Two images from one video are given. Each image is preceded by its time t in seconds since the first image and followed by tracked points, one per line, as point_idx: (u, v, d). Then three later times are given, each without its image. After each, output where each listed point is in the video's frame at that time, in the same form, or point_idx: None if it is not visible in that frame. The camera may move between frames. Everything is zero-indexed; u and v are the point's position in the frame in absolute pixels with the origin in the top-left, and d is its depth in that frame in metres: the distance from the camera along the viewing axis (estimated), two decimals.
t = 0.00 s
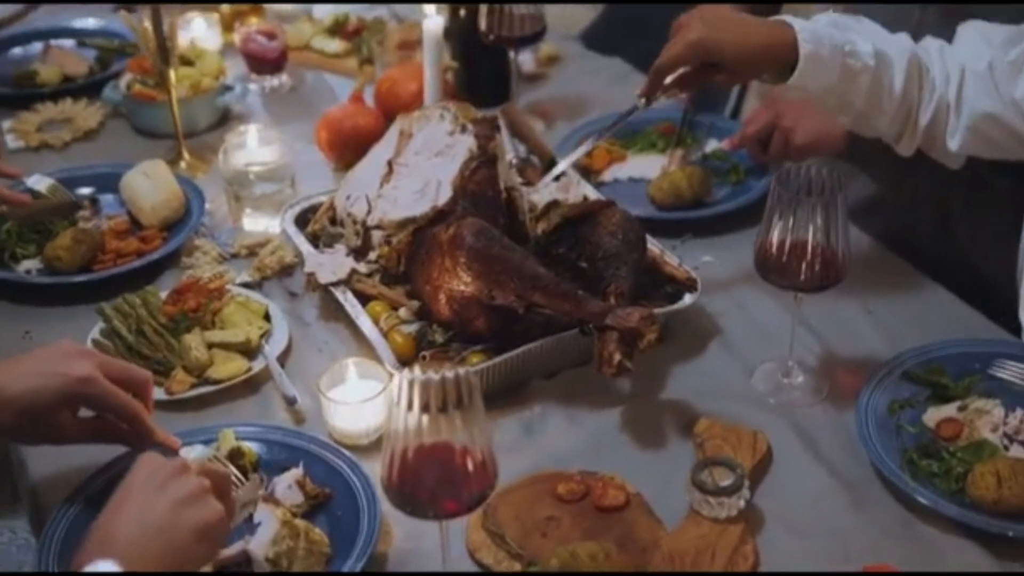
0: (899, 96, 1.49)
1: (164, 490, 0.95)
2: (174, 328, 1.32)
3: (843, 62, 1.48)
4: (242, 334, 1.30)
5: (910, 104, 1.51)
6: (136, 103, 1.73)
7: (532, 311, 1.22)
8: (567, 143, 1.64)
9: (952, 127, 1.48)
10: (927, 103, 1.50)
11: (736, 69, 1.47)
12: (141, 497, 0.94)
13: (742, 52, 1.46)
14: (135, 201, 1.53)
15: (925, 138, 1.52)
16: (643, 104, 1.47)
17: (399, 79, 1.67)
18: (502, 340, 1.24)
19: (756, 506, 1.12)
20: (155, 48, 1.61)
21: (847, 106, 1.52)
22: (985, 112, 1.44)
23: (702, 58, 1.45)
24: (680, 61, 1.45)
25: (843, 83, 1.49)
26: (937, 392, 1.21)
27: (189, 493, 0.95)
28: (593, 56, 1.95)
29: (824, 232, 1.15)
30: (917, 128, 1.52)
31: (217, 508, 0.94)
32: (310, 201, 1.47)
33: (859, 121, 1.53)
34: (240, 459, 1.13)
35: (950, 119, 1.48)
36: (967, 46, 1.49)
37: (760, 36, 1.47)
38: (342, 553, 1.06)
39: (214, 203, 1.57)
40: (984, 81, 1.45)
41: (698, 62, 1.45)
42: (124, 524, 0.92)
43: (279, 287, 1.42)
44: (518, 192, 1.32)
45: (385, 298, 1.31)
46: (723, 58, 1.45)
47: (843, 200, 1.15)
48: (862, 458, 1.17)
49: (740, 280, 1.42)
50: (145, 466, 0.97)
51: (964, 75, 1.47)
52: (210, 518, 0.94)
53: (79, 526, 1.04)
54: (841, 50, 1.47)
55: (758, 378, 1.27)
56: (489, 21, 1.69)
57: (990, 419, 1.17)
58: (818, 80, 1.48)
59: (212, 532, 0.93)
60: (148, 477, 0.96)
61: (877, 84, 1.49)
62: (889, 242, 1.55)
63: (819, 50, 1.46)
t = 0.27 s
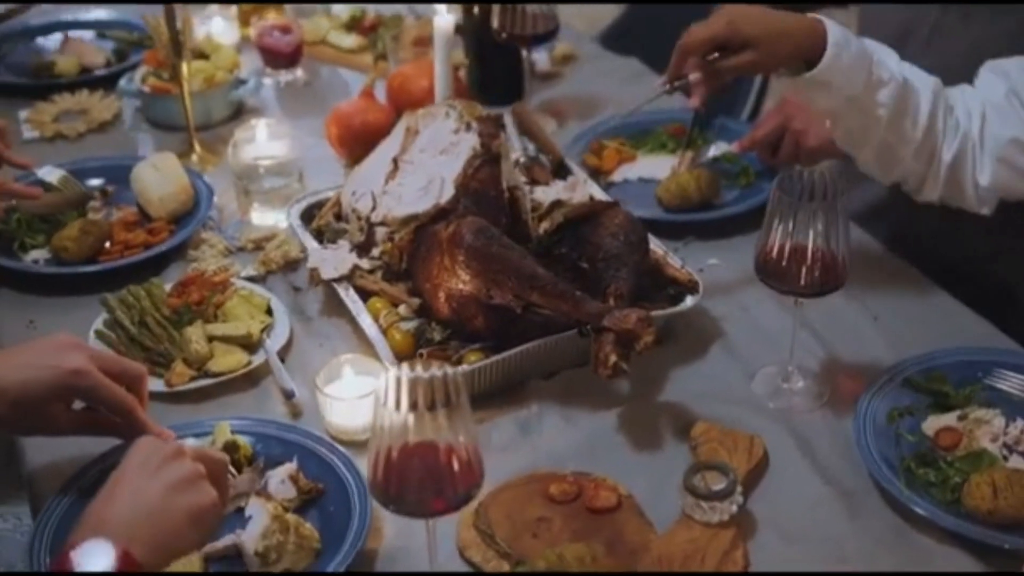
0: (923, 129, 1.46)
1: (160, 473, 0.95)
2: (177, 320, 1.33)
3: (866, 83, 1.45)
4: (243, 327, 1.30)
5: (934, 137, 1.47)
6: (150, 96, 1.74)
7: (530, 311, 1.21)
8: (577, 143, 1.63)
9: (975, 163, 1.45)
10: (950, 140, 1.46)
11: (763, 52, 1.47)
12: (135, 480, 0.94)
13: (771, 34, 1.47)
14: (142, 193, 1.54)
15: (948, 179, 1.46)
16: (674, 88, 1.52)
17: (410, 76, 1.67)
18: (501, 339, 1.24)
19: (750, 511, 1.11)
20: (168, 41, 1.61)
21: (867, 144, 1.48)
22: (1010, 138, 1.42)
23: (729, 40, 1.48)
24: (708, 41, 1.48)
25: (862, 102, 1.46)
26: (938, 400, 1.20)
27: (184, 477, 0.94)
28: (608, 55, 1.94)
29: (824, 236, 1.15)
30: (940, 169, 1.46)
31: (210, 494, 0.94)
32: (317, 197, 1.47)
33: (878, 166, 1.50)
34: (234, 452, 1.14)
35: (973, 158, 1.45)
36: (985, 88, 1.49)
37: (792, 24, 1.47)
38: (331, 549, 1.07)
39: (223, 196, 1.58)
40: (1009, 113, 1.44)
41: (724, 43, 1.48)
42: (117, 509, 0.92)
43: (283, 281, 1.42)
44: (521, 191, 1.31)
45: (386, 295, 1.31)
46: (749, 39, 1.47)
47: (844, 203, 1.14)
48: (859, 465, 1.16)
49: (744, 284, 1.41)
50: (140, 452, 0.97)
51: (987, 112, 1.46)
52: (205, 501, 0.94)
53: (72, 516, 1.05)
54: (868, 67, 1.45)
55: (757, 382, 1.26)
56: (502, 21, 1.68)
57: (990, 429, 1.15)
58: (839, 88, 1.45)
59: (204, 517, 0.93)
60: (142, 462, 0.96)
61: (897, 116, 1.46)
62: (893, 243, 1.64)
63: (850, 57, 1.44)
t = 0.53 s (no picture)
0: (956, 178, 1.42)
1: (149, 461, 0.97)
2: (184, 308, 1.34)
3: (894, 136, 1.41)
4: (249, 317, 1.31)
5: (968, 185, 1.43)
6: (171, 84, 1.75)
7: (533, 306, 1.21)
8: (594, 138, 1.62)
9: (1012, 204, 1.43)
10: (985, 185, 1.44)
11: (784, 82, 1.41)
12: (125, 467, 0.97)
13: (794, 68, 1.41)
14: (156, 181, 1.55)
15: (987, 223, 1.43)
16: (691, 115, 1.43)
17: (428, 67, 1.67)
18: (504, 333, 1.24)
19: (746, 512, 1.10)
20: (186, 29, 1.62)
21: (898, 199, 1.44)
22: None
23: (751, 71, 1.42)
24: (727, 73, 1.43)
25: (886, 152, 1.42)
26: (943, 405, 1.18)
27: (172, 466, 0.96)
28: (631, 50, 1.93)
29: (830, 238, 1.13)
30: (977, 215, 1.43)
31: (197, 482, 0.96)
32: (329, 186, 1.48)
33: (910, 223, 1.45)
34: (233, 442, 1.14)
35: (1010, 199, 1.43)
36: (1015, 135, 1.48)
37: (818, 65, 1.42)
38: (324, 539, 1.07)
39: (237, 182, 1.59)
40: None
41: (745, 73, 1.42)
42: (103, 494, 0.95)
43: (293, 271, 1.43)
44: (529, 186, 1.31)
45: (391, 287, 1.31)
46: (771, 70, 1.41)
47: (850, 204, 1.13)
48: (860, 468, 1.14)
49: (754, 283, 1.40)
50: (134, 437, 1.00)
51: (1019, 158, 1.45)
52: (192, 490, 0.96)
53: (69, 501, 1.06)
54: (895, 116, 1.41)
55: (762, 382, 1.25)
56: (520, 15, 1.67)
57: (994, 435, 1.14)
58: (864, 137, 1.41)
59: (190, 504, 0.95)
60: (133, 447, 0.98)
61: (925, 170, 1.42)
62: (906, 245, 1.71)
63: (876, 105, 1.40)
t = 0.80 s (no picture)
0: (980, 214, 1.39)
1: (120, 458, 1.03)
2: (186, 301, 1.34)
3: (912, 172, 1.40)
4: (249, 311, 1.31)
5: (992, 222, 1.40)
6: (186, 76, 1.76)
7: (529, 307, 1.21)
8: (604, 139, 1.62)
9: None
10: (1012, 222, 1.39)
11: (800, 115, 1.44)
12: (97, 465, 1.03)
13: (812, 102, 1.45)
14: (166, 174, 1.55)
15: (1015, 260, 1.39)
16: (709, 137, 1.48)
17: (440, 65, 1.67)
18: (501, 334, 1.24)
19: (735, 518, 1.09)
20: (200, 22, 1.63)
21: (920, 242, 1.41)
22: None
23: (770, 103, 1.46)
24: (747, 104, 1.47)
25: (903, 190, 1.41)
26: (940, 416, 1.17)
27: (140, 464, 1.02)
28: (648, 50, 1.92)
29: (826, 245, 1.12)
30: (1004, 252, 1.39)
31: (166, 482, 1.01)
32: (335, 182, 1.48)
33: (935, 262, 1.40)
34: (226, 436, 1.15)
35: None
36: None
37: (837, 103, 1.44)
38: (311, 535, 1.07)
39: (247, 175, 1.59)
40: None
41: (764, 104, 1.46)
42: (74, 491, 1.01)
43: (297, 266, 1.43)
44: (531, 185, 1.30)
45: (391, 284, 1.31)
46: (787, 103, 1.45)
47: (850, 211, 1.12)
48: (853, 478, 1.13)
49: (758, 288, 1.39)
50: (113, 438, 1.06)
51: None
52: (159, 489, 1.01)
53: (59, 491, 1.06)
54: (914, 153, 1.40)
55: (759, 388, 1.24)
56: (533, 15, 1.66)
57: (990, 447, 1.13)
58: (878, 173, 1.41)
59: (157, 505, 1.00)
60: (108, 448, 1.04)
61: (945, 207, 1.40)
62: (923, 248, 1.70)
63: (892, 140, 1.40)
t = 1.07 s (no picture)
0: (995, 235, 1.34)
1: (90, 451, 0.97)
2: (184, 294, 1.35)
3: (923, 192, 1.36)
4: (245, 306, 1.32)
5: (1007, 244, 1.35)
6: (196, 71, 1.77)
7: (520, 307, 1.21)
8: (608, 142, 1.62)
9: None
10: None
11: (811, 142, 1.41)
12: (65, 458, 0.98)
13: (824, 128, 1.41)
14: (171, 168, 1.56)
15: None
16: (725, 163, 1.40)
17: (448, 64, 1.68)
18: (493, 334, 1.24)
19: (719, 524, 1.09)
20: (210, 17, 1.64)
21: (933, 264, 1.36)
22: None
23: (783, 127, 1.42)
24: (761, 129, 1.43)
25: (915, 209, 1.36)
26: (931, 425, 1.16)
27: (108, 460, 0.96)
28: (659, 52, 1.92)
29: (817, 251, 1.12)
30: (1020, 275, 1.34)
31: (132, 478, 0.95)
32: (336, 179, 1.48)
33: (949, 285, 1.35)
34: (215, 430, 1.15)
35: None
36: None
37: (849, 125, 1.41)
38: (295, 531, 1.08)
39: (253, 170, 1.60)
40: None
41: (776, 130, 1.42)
42: (41, 485, 0.96)
43: (297, 262, 1.44)
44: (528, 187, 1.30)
45: (386, 282, 1.31)
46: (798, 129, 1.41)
47: (841, 217, 1.11)
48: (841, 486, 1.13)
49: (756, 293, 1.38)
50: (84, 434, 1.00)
51: None
52: (124, 484, 0.94)
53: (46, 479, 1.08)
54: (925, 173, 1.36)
55: (751, 393, 1.24)
56: (543, 17, 1.66)
57: (980, 458, 1.12)
58: (888, 195, 1.37)
59: (122, 501, 0.94)
60: (76, 444, 0.98)
61: (958, 227, 1.35)
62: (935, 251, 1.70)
63: (903, 160, 1.36)
